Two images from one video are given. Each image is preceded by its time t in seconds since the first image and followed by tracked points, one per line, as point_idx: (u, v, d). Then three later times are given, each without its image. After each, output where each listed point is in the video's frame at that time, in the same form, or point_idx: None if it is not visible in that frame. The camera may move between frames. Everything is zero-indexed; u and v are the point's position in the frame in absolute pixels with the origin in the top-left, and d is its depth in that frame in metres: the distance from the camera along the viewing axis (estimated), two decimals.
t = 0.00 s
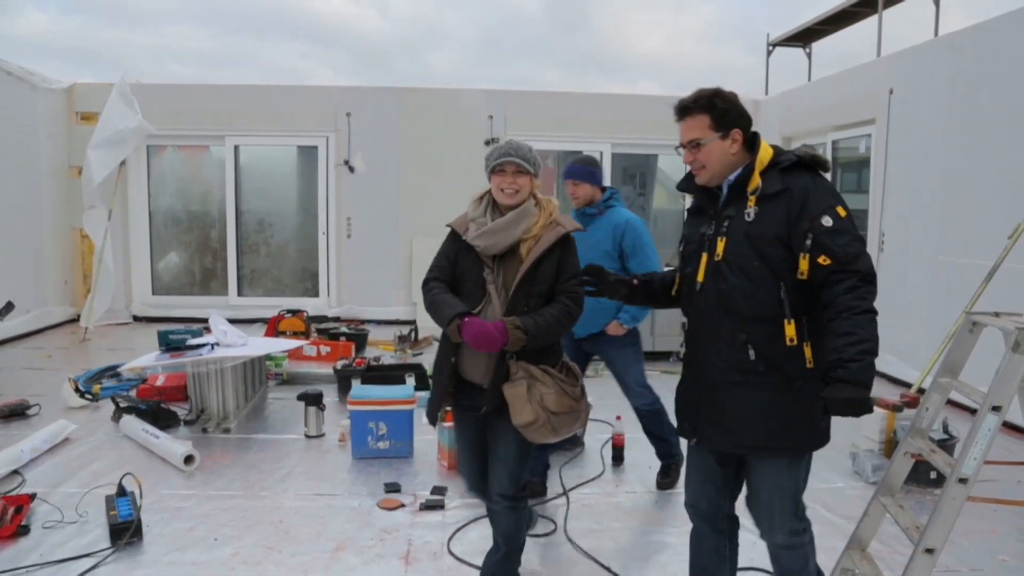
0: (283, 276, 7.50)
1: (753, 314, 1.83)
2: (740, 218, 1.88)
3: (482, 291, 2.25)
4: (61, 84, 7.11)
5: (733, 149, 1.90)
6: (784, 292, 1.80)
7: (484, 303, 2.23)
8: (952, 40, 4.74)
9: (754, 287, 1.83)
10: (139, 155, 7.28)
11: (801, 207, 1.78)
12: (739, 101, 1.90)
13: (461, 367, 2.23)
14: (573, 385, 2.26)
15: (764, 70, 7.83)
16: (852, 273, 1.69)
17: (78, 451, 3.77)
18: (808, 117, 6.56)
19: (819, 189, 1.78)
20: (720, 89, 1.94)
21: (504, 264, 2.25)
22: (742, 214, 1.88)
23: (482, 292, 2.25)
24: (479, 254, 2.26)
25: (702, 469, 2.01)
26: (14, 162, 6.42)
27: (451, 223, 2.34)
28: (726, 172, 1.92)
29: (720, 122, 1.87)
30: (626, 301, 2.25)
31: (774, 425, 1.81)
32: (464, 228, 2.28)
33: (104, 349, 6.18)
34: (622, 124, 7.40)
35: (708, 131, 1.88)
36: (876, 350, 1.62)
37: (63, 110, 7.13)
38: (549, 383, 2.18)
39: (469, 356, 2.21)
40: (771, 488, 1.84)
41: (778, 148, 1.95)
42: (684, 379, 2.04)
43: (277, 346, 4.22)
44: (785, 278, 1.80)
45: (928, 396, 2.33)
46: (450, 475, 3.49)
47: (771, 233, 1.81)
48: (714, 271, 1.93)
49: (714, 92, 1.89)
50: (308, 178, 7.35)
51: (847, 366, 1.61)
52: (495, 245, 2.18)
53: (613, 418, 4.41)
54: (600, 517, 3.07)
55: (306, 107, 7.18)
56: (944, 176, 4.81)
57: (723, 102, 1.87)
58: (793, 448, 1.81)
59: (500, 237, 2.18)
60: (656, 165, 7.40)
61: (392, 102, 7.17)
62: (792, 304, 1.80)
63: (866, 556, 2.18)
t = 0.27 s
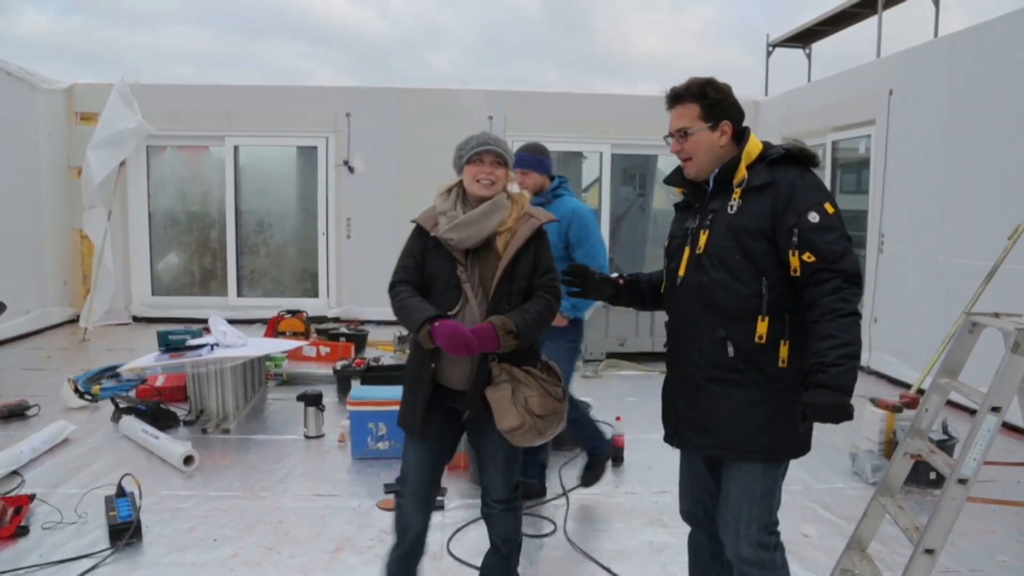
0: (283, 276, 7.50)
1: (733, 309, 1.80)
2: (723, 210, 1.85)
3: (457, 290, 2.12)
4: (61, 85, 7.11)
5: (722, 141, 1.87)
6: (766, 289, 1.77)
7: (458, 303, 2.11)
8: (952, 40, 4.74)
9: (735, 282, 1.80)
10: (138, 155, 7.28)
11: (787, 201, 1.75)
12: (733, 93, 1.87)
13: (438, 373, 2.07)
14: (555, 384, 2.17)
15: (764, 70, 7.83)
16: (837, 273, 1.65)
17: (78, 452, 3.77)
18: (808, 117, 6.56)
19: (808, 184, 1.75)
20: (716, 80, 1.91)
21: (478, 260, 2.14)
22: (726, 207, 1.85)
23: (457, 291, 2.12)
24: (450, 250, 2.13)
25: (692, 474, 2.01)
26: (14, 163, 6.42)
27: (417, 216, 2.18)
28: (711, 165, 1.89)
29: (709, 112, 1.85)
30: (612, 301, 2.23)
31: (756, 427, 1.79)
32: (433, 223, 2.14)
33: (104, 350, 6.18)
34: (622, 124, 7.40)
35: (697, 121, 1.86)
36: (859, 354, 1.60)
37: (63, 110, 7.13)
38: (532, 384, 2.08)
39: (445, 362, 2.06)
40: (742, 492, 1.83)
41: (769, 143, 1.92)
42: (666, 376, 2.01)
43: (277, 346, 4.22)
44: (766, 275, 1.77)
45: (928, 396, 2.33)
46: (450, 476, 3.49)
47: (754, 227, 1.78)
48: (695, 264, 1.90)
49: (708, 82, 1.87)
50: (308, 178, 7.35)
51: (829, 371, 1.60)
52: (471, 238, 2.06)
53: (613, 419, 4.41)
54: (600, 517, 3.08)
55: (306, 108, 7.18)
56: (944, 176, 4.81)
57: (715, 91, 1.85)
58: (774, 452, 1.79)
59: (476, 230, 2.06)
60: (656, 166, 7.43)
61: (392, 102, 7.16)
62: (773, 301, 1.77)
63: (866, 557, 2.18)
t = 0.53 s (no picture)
0: (282, 277, 7.50)
1: (717, 322, 1.69)
2: (720, 216, 1.74)
3: (415, 299, 1.99)
4: (60, 85, 7.11)
5: (725, 142, 1.74)
6: (754, 303, 1.65)
7: (417, 314, 1.99)
8: (952, 40, 4.74)
9: (722, 293, 1.69)
10: (137, 155, 7.27)
11: (785, 209, 1.62)
12: (743, 90, 1.74)
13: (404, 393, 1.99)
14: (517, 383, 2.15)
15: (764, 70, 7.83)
16: (831, 292, 1.53)
17: (78, 452, 3.77)
18: (807, 117, 6.57)
19: (808, 192, 1.61)
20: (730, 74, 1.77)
21: (430, 267, 2.03)
22: (721, 212, 1.74)
23: (416, 301, 1.99)
24: (401, 259, 1.98)
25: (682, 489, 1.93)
26: (13, 163, 6.42)
27: (359, 223, 1.98)
28: (713, 165, 1.77)
29: (714, 109, 1.73)
30: (609, 284, 2.11)
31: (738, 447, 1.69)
32: (379, 230, 1.98)
33: (103, 350, 6.18)
34: (622, 124, 7.41)
35: (701, 117, 1.74)
36: (849, 382, 1.49)
37: (62, 111, 7.13)
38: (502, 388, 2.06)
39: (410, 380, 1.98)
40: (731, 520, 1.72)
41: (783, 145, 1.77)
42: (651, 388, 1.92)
43: (277, 346, 4.22)
44: (756, 288, 1.65)
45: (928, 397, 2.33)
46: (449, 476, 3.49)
47: (747, 236, 1.66)
48: (686, 271, 1.81)
49: (716, 77, 1.74)
50: (307, 178, 7.35)
51: (813, 400, 1.49)
52: (429, 246, 1.94)
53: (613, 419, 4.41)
54: (599, 518, 3.08)
55: (306, 108, 7.17)
56: (944, 176, 4.81)
57: (721, 88, 1.73)
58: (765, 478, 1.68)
59: (435, 236, 1.95)
60: (656, 166, 7.60)
61: (392, 102, 7.15)
62: (761, 317, 1.66)
63: (866, 556, 2.18)
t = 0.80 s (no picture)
0: (282, 277, 7.50)
1: (711, 337, 1.61)
2: (729, 221, 1.66)
3: (393, 293, 1.97)
4: (59, 85, 7.11)
5: (741, 136, 1.63)
6: (748, 320, 1.56)
7: (399, 310, 1.98)
8: (952, 40, 4.74)
9: (718, 306, 1.61)
10: (137, 155, 7.26)
11: (792, 222, 1.51)
12: (768, 81, 1.61)
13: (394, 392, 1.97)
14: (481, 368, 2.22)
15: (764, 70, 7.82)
16: (826, 319, 1.42)
17: (77, 452, 3.77)
18: (807, 117, 6.57)
19: (819, 206, 1.50)
20: (760, 60, 1.64)
21: (401, 261, 2.03)
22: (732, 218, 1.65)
23: (394, 295, 1.97)
24: (374, 256, 1.96)
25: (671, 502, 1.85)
26: (12, 163, 6.41)
27: (325, 222, 1.92)
28: (729, 157, 1.67)
29: (733, 100, 1.61)
30: (607, 278, 2.10)
31: (717, 469, 1.61)
32: (346, 229, 1.93)
33: (102, 350, 6.17)
34: (622, 125, 7.41)
35: (719, 106, 1.63)
36: (828, 420, 1.40)
37: (62, 111, 7.13)
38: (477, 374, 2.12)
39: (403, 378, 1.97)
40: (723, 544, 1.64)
41: (811, 147, 1.63)
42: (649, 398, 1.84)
43: (276, 346, 4.22)
44: (753, 304, 1.56)
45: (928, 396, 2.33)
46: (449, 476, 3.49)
47: (749, 247, 1.57)
48: (688, 276, 1.73)
49: (741, 64, 1.62)
50: (307, 178, 7.34)
51: (785, 435, 1.40)
52: (404, 240, 1.95)
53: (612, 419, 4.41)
54: (599, 518, 3.07)
55: (306, 108, 7.17)
56: (944, 176, 4.80)
57: (744, 78, 1.61)
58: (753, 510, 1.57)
59: (406, 230, 1.95)
60: (656, 166, 7.61)
61: (392, 102, 7.14)
62: (756, 335, 1.56)
63: (865, 556, 2.18)
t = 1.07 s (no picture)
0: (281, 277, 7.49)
1: (710, 344, 1.59)
2: (733, 223, 1.61)
3: (386, 292, 1.97)
4: (58, 85, 7.10)
5: (749, 130, 1.58)
6: (746, 330, 1.53)
7: (394, 309, 1.98)
8: (951, 40, 4.74)
9: (716, 313, 1.59)
10: (136, 155, 7.25)
11: (794, 230, 1.46)
12: (783, 71, 1.55)
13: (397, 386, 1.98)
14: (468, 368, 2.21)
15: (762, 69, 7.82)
16: (821, 337, 1.38)
17: (76, 452, 3.76)
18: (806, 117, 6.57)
19: (822, 215, 1.45)
20: (779, 48, 1.58)
21: (388, 262, 2.03)
22: (737, 220, 1.60)
23: (387, 294, 1.97)
24: (363, 258, 1.96)
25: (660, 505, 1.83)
26: (10, 163, 6.41)
27: (312, 226, 1.90)
28: (736, 148, 1.63)
29: (743, 90, 1.57)
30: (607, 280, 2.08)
31: (712, 477, 1.61)
32: (333, 232, 1.92)
33: (101, 350, 6.16)
34: (621, 124, 7.41)
35: (729, 95, 1.59)
36: (811, 444, 1.37)
37: (61, 111, 7.13)
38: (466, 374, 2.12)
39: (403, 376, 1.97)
40: (726, 549, 1.63)
41: (824, 146, 1.56)
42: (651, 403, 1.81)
43: (275, 346, 4.22)
44: (751, 313, 1.53)
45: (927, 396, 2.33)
46: (448, 476, 3.48)
47: (748, 254, 1.53)
48: (689, 279, 1.70)
49: (756, 52, 1.56)
50: (306, 177, 7.34)
51: (765, 456, 1.38)
52: (392, 242, 1.95)
53: (611, 419, 4.41)
54: (598, 518, 3.07)
55: (305, 108, 7.17)
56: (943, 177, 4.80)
57: (755, 67, 1.55)
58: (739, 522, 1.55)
59: (393, 231, 1.96)
60: (655, 165, 7.61)
61: (391, 102, 7.13)
62: (755, 346, 1.53)
63: (864, 555, 2.18)
